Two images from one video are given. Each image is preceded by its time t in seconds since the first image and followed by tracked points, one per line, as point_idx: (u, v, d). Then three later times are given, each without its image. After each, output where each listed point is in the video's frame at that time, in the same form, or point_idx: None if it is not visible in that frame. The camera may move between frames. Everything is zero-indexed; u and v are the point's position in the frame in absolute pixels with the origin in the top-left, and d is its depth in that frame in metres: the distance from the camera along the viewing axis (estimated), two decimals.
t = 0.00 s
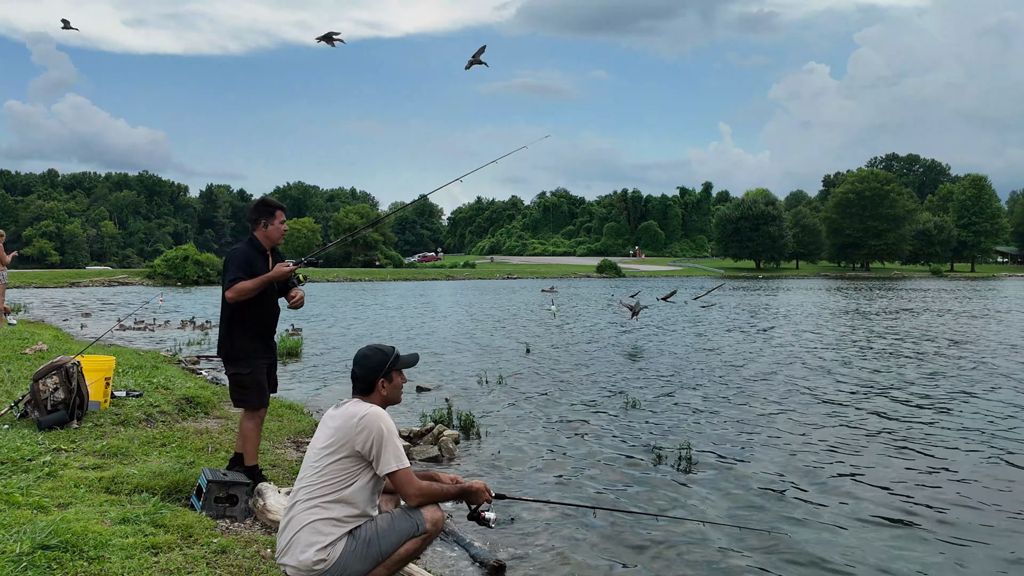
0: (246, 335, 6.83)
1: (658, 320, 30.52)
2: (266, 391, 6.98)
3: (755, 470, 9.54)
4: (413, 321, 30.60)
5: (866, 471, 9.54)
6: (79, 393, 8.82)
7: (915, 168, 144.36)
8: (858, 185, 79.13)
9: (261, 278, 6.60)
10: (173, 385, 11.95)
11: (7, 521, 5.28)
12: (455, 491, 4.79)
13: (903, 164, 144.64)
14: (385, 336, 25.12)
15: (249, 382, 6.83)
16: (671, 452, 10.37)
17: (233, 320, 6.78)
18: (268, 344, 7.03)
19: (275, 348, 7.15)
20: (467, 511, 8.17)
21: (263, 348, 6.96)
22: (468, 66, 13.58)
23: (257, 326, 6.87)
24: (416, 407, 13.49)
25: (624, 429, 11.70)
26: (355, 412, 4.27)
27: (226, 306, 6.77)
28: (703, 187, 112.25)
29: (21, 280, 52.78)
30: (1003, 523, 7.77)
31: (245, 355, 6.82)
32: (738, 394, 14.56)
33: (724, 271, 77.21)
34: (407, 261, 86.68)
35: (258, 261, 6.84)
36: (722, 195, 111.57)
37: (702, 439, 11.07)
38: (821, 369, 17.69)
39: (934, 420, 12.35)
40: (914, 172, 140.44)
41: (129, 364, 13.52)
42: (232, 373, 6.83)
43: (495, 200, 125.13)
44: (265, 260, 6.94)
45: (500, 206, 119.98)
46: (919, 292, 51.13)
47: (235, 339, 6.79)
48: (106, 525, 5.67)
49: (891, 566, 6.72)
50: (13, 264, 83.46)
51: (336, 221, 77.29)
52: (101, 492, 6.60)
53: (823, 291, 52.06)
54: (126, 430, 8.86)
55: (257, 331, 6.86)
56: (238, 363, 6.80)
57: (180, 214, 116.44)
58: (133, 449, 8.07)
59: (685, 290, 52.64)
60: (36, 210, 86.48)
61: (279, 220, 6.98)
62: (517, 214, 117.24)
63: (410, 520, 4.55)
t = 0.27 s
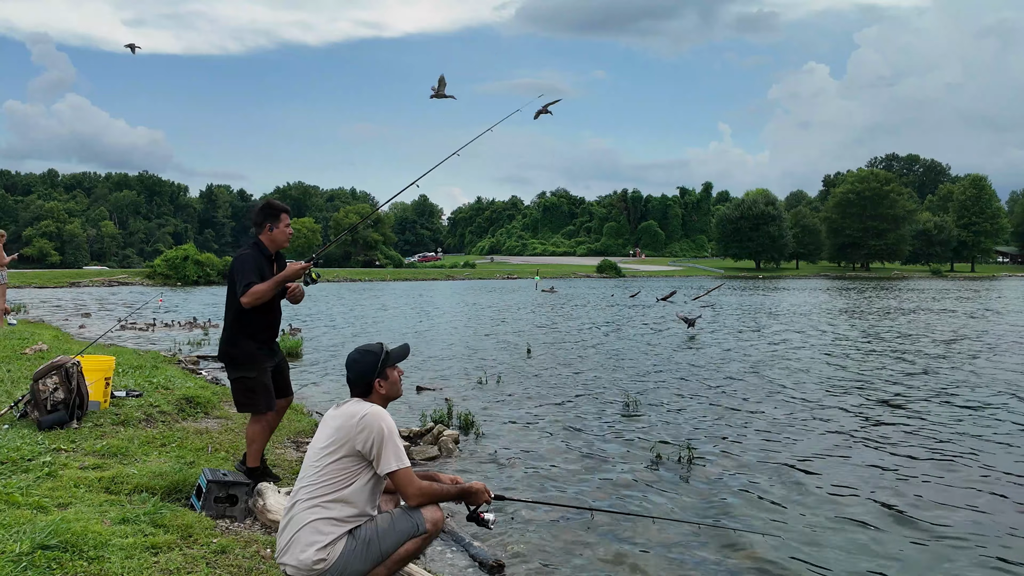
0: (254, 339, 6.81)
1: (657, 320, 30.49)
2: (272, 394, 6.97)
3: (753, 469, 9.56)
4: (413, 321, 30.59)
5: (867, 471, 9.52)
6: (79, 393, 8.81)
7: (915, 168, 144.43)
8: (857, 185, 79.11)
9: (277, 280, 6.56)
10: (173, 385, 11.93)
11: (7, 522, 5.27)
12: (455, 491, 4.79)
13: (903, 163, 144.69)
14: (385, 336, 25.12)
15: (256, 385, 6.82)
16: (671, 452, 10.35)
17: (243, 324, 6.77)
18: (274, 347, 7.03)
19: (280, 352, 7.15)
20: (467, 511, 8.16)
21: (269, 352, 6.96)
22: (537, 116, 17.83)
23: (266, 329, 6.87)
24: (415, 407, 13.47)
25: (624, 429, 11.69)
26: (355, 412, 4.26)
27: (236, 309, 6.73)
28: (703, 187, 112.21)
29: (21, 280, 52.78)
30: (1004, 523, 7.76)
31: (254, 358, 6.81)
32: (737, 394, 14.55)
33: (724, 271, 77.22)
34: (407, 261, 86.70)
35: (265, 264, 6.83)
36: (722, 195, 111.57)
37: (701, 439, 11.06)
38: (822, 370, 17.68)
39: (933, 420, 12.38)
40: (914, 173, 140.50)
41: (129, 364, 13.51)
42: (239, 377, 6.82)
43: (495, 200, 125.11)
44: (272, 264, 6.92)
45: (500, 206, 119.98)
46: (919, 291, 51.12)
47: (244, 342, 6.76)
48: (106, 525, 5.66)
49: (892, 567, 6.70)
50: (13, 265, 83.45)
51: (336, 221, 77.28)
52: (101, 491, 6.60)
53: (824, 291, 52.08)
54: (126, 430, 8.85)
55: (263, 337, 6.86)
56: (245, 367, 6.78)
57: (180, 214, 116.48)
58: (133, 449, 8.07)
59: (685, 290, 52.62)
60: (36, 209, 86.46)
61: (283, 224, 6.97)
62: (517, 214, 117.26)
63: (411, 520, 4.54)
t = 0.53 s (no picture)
0: (258, 340, 6.81)
1: (657, 320, 30.49)
2: (276, 395, 6.97)
3: (753, 469, 9.57)
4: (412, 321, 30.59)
5: (867, 471, 9.52)
6: (79, 393, 8.82)
7: (915, 168, 144.39)
8: (857, 186, 79.09)
9: (283, 279, 6.56)
10: (174, 385, 11.94)
11: (7, 522, 5.28)
12: (455, 491, 4.79)
13: (903, 163, 144.67)
14: (385, 336, 25.12)
15: (259, 387, 6.82)
16: (671, 452, 10.36)
17: (248, 325, 6.77)
18: (279, 349, 7.03)
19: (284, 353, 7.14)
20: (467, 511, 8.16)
21: (272, 354, 6.95)
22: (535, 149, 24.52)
23: (270, 330, 6.87)
24: (415, 407, 13.47)
25: (623, 429, 11.69)
26: (355, 412, 4.27)
27: (241, 310, 6.73)
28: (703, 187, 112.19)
29: (21, 280, 52.78)
30: (1004, 522, 7.76)
31: (258, 360, 6.80)
32: (738, 394, 14.57)
33: (724, 271, 77.21)
34: (407, 261, 86.68)
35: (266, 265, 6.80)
36: (722, 195, 111.56)
37: (701, 439, 11.07)
38: (822, 369, 17.68)
39: (932, 420, 12.40)
40: (914, 173, 140.51)
41: (129, 364, 13.51)
42: (243, 378, 6.82)
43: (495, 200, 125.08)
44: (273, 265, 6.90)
45: (500, 206, 119.95)
46: (920, 291, 51.12)
47: (248, 343, 6.76)
48: (106, 525, 5.66)
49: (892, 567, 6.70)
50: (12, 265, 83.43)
51: (336, 221, 77.26)
52: (101, 491, 6.61)
53: (824, 291, 52.06)
54: (126, 431, 8.87)
55: (266, 338, 6.85)
56: (249, 368, 6.78)
57: (180, 214, 116.43)
58: (134, 449, 8.07)
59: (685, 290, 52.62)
60: (35, 209, 86.45)
61: (285, 224, 6.92)
62: (517, 214, 117.24)
63: (410, 520, 4.54)
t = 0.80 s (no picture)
0: (263, 339, 6.82)
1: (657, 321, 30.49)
2: (280, 396, 6.97)
3: (753, 469, 9.56)
4: (412, 321, 30.57)
5: (867, 471, 9.51)
6: (78, 393, 8.82)
7: (915, 168, 144.38)
8: (857, 186, 79.08)
9: (287, 275, 6.54)
10: (173, 385, 11.93)
11: (7, 522, 5.28)
12: (455, 491, 4.80)
13: (903, 163, 144.67)
14: (385, 336, 25.12)
15: (264, 386, 6.82)
16: (671, 452, 10.36)
17: (252, 323, 6.76)
18: (284, 349, 7.03)
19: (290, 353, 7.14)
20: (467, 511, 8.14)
21: (278, 353, 6.95)
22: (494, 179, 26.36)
23: (273, 329, 6.86)
24: (415, 407, 13.48)
25: (624, 429, 11.68)
26: (355, 411, 4.26)
27: (245, 307, 6.70)
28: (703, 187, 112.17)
29: (21, 280, 52.79)
30: (1004, 523, 7.76)
31: (263, 359, 6.82)
32: (738, 394, 14.56)
33: (724, 271, 77.20)
34: (407, 261, 86.70)
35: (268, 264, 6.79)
36: (722, 195, 111.56)
37: (701, 439, 11.06)
38: (822, 370, 17.67)
39: (933, 420, 12.39)
40: (914, 173, 140.51)
41: (129, 364, 13.52)
42: (248, 378, 6.83)
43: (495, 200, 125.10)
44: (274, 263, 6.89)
45: (500, 206, 119.95)
46: (920, 291, 51.10)
47: (254, 343, 6.77)
48: (106, 525, 5.66)
49: (892, 567, 6.70)
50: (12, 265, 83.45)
51: (336, 221, 77.24)
52: (101, 491, 6.61)
53: (824, 292, 52.05)
54: (126, 430, 8.87)
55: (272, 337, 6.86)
56: (254, 368, 6.79)
57: (180, 214, 116.44)
58: (134, 449, 8.07)
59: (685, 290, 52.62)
60: (35, 210, 86.50)
61: (284, 223, 6.91)
62: (517, 214, 117.25)
63: (411, 520, 4.54)
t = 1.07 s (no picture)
0: (267, 339, 6.81)
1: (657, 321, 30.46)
2: (284, 395, 6.96)
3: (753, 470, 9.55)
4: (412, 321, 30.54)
5: (868, 471, 9.49)
6: (78, 393, 8.81)
7: (915, 168, 144.36)
8: (857, 186, 79.05)
9: (296, 274, 6.56)
10: (173, 385, 11.92)
11: (6, 522, 5.27)
12: (455, 491, 4.79)
13: (903, 163, 144.64)
14: (385, 336, 25.10)
15: (269, 386, 6.82)
16: (671, 452, 10.35)
17: (256, 323, 6.76)
18: (289, 348, 7.02)
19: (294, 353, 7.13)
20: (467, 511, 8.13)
21: (282, 354, 6.95)
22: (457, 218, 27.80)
23: (276, 329, 6.84)
24: (415, 407, 13.47)
25: (624, 429, 11.67)
26: (355, 412, 4.26)
27: (251, 306, 6.72)
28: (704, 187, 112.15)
29: (21, 280, 52.79)
30: (1005, 523, 7.74)
31: (267, 359, 6.82)
32: (738, 394, 14.53)
33: (724, 271, 77.19)
34: (407, 261, 86.70)
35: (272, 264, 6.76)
36: (722, 195, 111.55)
37: (701, 439, 11.04)
38: (823, 370, 17.64)
39: (934, 420, 12.36)
40: (914, 173, 140.47)
41: (129, 364, 13.51)
42: (253, 377, 6.83)
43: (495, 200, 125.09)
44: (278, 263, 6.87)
45: (500, 206, 119.93)
46: (920, 291, 51.08)
47: (258, 342, 6.77)
48: (106, 525, 5.65)
49: (893, 568, 6.68)
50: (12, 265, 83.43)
51: (336, 221, 77.24)
52: (101, 492, 6.60)
53: (823, 291, 52.02)
54: (126, 430, 8.86)
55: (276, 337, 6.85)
56: (259, 367, 6.80)
57: (180, 214, 116.42)
58: (134, 449, 8.07)
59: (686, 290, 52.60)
60: (36, 210, 86.52)
61: (287, 222, 6.89)
62: (517, 214, 117.24)
63: (411, 520, 4.54)
